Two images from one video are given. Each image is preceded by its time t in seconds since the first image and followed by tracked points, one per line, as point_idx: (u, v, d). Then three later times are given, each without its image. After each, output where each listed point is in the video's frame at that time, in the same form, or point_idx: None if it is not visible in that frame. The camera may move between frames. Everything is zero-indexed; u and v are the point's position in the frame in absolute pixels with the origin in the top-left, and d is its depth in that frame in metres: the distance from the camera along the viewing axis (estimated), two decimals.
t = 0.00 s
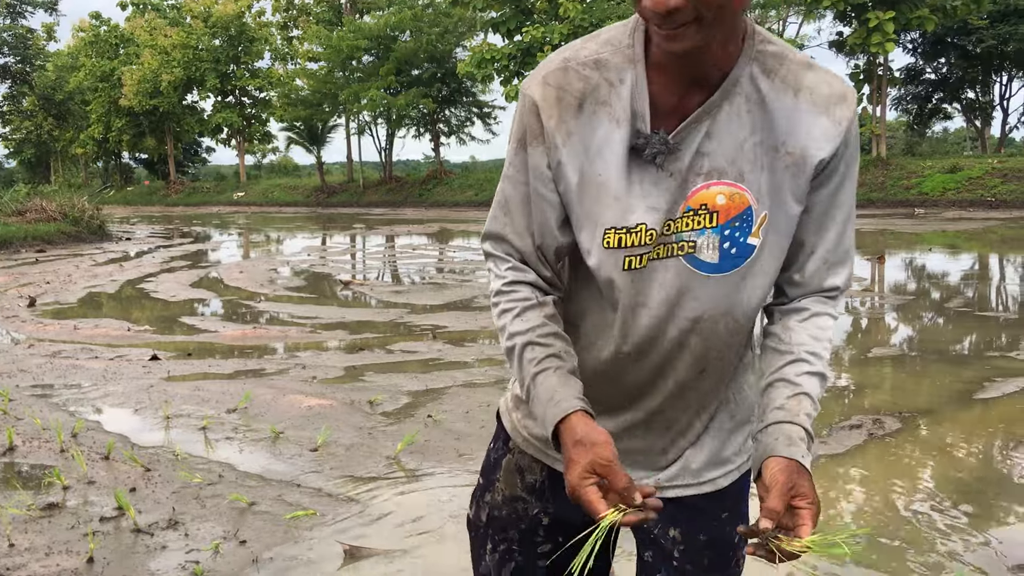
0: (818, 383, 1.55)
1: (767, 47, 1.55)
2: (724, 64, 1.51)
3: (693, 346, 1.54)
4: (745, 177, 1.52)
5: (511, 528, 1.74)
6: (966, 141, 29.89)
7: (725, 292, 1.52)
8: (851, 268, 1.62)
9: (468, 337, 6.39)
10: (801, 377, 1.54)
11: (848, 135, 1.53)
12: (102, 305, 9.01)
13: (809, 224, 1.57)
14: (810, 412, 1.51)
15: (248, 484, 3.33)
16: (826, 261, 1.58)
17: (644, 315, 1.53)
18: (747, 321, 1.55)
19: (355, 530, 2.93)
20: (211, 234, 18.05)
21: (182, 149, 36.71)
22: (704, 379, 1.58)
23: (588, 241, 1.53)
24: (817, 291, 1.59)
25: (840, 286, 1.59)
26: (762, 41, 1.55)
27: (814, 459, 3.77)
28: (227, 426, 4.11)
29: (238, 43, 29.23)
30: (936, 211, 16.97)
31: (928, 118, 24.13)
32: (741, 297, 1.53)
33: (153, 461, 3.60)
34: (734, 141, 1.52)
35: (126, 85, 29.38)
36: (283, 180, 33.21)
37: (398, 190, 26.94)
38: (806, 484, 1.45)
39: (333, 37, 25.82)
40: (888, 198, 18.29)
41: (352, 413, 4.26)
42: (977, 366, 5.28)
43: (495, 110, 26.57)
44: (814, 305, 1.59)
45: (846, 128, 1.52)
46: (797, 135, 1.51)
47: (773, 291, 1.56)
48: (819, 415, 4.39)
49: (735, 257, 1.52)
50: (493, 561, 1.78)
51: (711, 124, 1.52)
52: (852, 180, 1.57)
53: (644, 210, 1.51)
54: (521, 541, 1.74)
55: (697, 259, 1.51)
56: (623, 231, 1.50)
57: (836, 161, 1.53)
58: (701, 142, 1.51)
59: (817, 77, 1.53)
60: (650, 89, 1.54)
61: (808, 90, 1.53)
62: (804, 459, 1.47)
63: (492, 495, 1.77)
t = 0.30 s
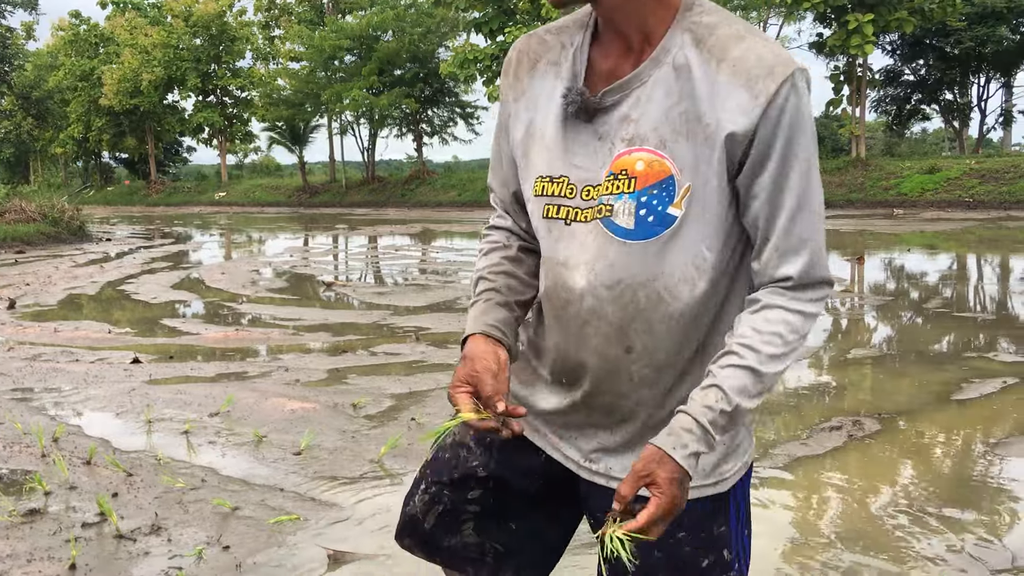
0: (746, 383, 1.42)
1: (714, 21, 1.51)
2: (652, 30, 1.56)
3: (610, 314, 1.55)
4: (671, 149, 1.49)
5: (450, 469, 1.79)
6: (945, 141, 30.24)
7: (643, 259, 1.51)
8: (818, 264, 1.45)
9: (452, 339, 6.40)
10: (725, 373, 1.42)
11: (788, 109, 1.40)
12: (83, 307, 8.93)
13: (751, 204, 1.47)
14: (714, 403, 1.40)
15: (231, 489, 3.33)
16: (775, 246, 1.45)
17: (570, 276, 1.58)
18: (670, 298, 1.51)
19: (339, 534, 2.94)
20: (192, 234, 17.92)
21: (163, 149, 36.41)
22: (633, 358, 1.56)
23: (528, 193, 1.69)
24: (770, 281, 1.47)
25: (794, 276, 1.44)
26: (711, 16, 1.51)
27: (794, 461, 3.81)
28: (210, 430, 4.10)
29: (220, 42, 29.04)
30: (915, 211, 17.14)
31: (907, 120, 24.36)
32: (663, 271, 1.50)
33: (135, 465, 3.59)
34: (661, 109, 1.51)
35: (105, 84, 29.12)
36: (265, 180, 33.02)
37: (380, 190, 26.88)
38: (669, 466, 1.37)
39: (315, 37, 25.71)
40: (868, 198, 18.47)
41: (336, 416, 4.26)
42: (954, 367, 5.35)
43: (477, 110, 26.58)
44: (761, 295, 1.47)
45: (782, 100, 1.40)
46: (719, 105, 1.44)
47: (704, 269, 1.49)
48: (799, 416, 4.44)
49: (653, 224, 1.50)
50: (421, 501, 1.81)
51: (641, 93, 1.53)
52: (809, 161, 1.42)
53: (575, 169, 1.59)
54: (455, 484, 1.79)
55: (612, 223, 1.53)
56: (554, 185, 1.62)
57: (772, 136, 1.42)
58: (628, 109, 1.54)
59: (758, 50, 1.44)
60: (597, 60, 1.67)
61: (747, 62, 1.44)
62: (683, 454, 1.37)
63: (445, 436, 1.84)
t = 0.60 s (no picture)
0: (630, 349, 1.40)
1: None
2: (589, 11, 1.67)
3: (542, 280, 1.66)
4: (592, 122, 1.57)
5: (453, 473, 1.90)
6: (934, 142, 30.41)
7: (571, 227, 1.60)
8: (722, 236, 1.40)
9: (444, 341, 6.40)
10: (610, 337, 1.42)
11: (691, 75, 1.42)
12: (72, 308, 8.88)
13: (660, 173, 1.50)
14: (585, 360, 1.42)
15: (226, 492, 3.32)
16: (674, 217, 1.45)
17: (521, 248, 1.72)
18: (595, 267, 1.58)
19: (337, 537, 2.94)
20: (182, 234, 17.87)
21: (152, 149, 36.23)
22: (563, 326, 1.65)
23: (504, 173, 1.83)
24: (675, 256, 1.45)
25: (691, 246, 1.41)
26: None
27: (789, 462, 3.83)
28: (204, 433, 4.09)
29: (209, 42, 28.91)
30: (905, 211, 17.21)
31: (897, 120, 24.46)
32: (586, 238, 1.58)
33: (130, 469, 3.58)
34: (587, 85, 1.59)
35: (94, 84, 28.99)
36: (255, 180, 32.91)
37: (371, 190, 26.83)
38: (524, 413, 1.42)
39: (306, 37, 25.64)
40: (858, 199, 18.55)
41: (330, 419, 4.26)
42: (945, 368, 5.40)
43: (468, 110, 26.57)
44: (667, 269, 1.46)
45: (683, 66, 1.44)
46: (635, 75, 1.51)
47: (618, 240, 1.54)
48: (792, 417, 4.46)
49: (577, 192, 1.58)
50: (433, 506, 1.92)
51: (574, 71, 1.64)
52: (714, 128, 1.41)
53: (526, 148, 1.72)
54: (459, 491, 1.88)
55: (548, 193, 1.64)
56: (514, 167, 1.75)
57: (676, 101, 1.45)
58: (569, 84, 1.63)
59: (674, 24, 1.49)
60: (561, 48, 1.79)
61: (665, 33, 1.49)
62: (547, 406, 1.42)
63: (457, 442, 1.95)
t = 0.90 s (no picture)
0: (521, 340, 1.46)
1: (581, 12, 1.60)
2: (540, 25, 1.72)
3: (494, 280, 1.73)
4: (522, 130, 1.62)
5: (446, 479, 1.92)
6: (930, 146, 30.53)
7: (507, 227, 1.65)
8: (612, 239, 1.42)
9: (442, 346, 6.41)
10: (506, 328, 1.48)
11: (596, 84, 1.45)
12: (70, 312, 8.87)
13: (571, 180, 1.52)
14: (481, 345, 1.51)
15: (227, 499, 3.33)
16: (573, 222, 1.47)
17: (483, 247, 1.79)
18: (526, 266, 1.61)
19: (336, 545, 2.95)
20: (179, 238, 17.89)
21: (149, 153, 36.23)
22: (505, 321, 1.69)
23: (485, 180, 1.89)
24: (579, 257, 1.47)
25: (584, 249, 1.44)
26: (584, 12, 1.59)
27: (788, 468, 3.84)
28: (205, 439, 4.10)
29: (206, 46, 28.90)
30: (902, 215, 17.25)
31: (892, 125, 24.53)
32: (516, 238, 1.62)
33: (131, 475, 3.58)
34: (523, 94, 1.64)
35: (91, 88, 29.00)
36: (252, 184, 32.91)
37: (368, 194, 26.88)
38: (420, 386, 1.57)
39: (303, 41, 25.68)
40: (855, 203, 18.61)
41: (331, 425, 4.26)
42: (943, 373, 5.41)
43: (465, 114, 26.61)
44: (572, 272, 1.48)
45: (588, 77, 1.46)
46: (555, 84, 1.54)
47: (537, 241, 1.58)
48: (791, 423, 4.47)
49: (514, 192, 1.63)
50: (429, 512, 1.95)
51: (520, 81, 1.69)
52: (614, 136, 1.43)
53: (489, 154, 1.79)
54: (450, 496, 1.90)
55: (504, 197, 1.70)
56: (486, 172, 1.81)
57: (580, 110, 1.47)
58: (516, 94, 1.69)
59: (592, 35, 1.50)
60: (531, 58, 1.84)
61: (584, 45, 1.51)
62: (445, 383, 1.54)
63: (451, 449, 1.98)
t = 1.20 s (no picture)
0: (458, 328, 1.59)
1: (533, 39, 1.70)
2: (500, 53, 1.80)
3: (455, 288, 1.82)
4: (483, 144, 1.74)
5: (429, 503, 1.94)
6: (928, 160, 30.63)
7: (469, 238, 1.75)
8: (540, 243, 1.51)
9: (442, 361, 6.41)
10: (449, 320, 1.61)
11: (540, 101, 1.55)
12: (69, 327, 8.87)
13: (514, 190, 1.62)
14: (426, 326, 1.65)
15: (228, 515, 3.32)
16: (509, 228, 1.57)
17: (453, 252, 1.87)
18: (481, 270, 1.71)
19: (337, 561, 2.94)
20: (178, 253, 17.91)
21: (149, 167, 36.33)
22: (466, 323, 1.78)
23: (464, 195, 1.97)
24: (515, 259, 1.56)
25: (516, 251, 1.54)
26: (545, 41, 1.69)
27: (789, 484, 3.84)
28: (205, 455, 4.09)
29: (206, 61, 29.03)
30: (901, 229, 17.27)
31: (891, 139, 24.59)
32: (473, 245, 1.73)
33: (131, 491, 3.58)
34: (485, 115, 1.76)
35: (92, 103, 29.09)
36: (251, 198, 32.97)
37: (368, 209, 26.95)
38: (366, 354, 1.71)
39: (303, 56, 25.81)
40: (854, 217, 18.64)
41: (331, 441, 4.26)
42: (944, 388, 5.41)
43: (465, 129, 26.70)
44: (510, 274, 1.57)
45: (531, 94, 1.57)
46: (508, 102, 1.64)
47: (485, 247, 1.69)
48: (793, 438, 4.47)
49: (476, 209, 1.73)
50: (415, 534, 1.98)
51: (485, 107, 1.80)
52: (546, 148, 1.52)
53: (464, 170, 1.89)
54: (434, 517, 1.91)
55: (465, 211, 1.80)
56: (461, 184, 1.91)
57: (522, 123, 1.58)
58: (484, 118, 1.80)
59: (539, 58, 1.60)
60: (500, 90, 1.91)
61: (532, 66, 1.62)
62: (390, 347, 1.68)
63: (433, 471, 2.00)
